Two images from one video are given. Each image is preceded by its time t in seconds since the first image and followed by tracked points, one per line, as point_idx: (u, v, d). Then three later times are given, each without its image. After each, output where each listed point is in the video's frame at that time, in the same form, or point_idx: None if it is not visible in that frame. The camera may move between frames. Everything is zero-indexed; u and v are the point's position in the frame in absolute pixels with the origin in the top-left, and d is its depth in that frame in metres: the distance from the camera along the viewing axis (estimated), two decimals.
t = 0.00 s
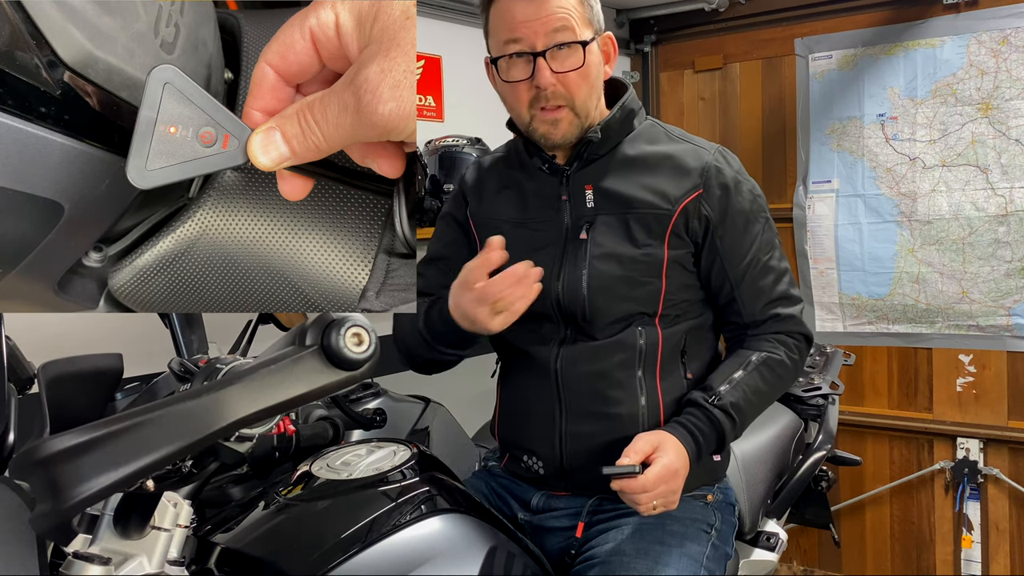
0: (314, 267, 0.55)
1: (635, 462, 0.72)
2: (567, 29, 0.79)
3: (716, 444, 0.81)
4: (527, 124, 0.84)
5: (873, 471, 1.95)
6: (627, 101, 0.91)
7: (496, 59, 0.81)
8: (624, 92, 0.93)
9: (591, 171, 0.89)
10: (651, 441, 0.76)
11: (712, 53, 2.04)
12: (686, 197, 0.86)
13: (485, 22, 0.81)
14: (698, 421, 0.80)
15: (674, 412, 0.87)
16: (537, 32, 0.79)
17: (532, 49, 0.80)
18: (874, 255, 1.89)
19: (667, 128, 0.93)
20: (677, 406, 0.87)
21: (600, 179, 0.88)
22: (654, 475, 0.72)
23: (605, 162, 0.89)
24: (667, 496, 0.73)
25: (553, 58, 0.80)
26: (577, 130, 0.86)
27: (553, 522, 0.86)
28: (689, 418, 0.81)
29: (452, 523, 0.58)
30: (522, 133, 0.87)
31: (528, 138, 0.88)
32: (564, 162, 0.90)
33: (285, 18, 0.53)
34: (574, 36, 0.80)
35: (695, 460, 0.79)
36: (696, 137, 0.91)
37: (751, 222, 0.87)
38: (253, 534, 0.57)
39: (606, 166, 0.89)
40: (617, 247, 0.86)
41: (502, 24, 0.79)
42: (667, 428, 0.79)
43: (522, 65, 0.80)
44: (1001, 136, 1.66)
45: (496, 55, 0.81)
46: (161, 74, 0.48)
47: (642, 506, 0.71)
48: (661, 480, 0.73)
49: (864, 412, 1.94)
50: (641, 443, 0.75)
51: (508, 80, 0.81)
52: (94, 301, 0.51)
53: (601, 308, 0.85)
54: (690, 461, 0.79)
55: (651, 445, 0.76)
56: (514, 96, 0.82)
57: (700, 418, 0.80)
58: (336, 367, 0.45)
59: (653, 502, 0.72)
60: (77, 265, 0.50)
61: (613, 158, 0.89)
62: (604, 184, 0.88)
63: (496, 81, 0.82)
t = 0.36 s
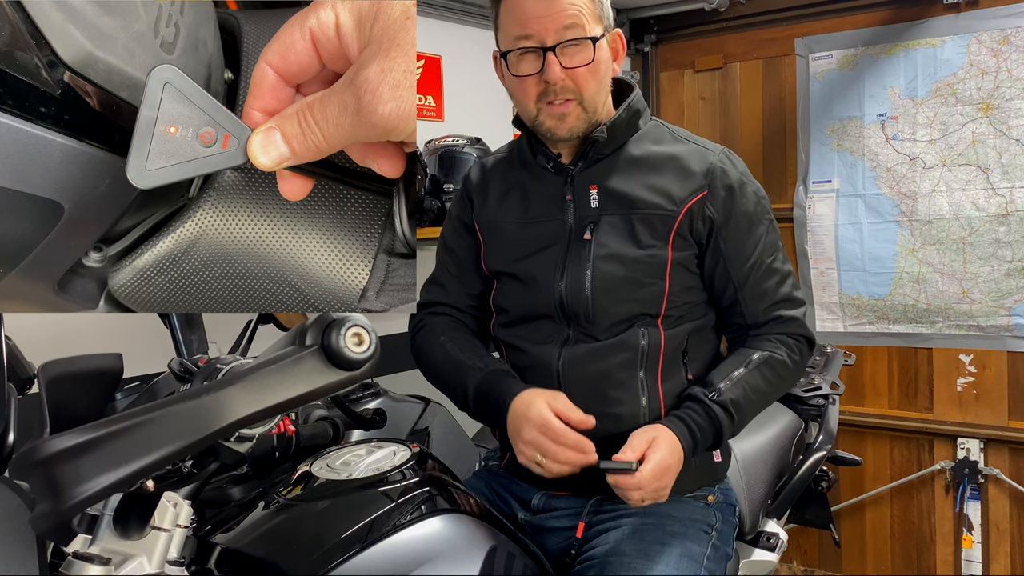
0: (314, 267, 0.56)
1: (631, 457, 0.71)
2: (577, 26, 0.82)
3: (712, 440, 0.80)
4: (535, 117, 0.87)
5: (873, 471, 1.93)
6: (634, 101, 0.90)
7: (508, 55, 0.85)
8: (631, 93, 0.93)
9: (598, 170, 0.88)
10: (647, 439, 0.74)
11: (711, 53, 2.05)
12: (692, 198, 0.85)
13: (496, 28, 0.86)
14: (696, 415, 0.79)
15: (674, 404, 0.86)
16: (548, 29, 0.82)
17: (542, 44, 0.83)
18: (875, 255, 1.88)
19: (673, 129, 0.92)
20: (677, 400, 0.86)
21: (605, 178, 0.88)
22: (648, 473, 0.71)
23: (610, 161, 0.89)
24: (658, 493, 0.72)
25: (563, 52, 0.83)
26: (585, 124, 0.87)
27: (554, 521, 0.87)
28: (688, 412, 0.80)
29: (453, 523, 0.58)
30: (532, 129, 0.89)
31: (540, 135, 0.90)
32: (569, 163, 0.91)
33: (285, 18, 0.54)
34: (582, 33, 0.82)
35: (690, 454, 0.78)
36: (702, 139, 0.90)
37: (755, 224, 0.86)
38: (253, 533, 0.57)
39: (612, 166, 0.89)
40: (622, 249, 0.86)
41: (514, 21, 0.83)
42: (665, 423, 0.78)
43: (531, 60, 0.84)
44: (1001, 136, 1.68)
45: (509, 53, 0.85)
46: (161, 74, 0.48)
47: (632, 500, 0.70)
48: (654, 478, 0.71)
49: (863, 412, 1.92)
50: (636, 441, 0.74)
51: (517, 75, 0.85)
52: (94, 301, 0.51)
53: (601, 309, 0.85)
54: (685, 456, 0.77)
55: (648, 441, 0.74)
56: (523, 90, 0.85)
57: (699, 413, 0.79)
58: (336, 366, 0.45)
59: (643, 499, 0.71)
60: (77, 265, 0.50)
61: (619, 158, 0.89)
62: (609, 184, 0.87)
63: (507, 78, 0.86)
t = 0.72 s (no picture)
0: (314, 267, 0.60)
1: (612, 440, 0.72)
2: (583, 28, 0.82)
3: (708, 430, 0.80)
4: (544, 122, 0.87)
5: (874, 471, 1.93)
6: (636, 103, 0.90)
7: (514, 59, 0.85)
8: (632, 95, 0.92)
9: (600, 173, 0.88)
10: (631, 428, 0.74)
11: (711, 53, 2.05)
12: (693, 202, 0.85)
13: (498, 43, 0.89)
14: (694, 404, 0.79)
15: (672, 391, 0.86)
16: (554, 31, 0.83)
17: (548, 47, 0.83)
18: (876, 255, 1.87)
19: (675, 130, 0.92)
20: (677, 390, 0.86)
21: (608, 183, 0.88)
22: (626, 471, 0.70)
23: (613, 164, 0.89)
24: (637, 477, 0.73)
25: (570, 53, 0.83)
26: (593, 126, 0.87)
27: (554, 521, 0.86)
28: (685, 399, 0.80)
29: (453, 523, 0.58)
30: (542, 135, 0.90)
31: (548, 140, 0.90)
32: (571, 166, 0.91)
33: (285, 18, 0.56)
34: (587, 34, 0.83)
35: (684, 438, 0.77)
36: (705, 141, 0.90)
37: (758, 226, 0.86)
38: (252, 534, 0.57)
39: (615, 169, 0.88)
40: (625, 251, 0.86)
41: (520, 26, 0.83)
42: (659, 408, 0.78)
43: (538, 63, 0.84)
44: (1001, 136, 1.69)
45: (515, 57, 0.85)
46: (161, 73, 0.49)
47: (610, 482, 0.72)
48: (628, 463, 0.72)
49: (864, 412, 1.92)
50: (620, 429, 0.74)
51: (524, 78, 0.85)
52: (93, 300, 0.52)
53: (601, 310, 0.85)
54: (677, 444, 0.77)
55: (632, 424, 0.75)
56: (530, 93, 0.86)
57: (696, 401, 0.79)
58: (336, 367, 0.44)
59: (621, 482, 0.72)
60: (77, 265, 0.51)
61: (622, 159, 0.89)
62: (614, 188, 0.87)
63: (514, 83, 0.87)
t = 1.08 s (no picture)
0: (314, 267, 0.61)
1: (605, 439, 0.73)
2: (581, 24, 0.83)
3: (707, 435, 0.80)
4: (541, 120, 0.87)
5: (874, 472, 1.92)
6: (635, 103, 0.90)
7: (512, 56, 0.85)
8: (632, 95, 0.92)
9: (599, 174, 0.88)
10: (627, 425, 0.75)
11: (712, 53, 2.05)
12: (692, 203, 0.85)
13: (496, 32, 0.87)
14: (692, 409, 0.79)
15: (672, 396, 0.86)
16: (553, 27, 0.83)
17: (546, 44, 0.83)
18: (876, 255, 1.87)
19: (674, 131, 0.92)
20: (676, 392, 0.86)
21: (608, 183, 0.88)
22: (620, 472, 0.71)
23: (612, 164, 0.88)
24: (631, 477, 0.73)
25: (568, 50, 0.83)
26: (592, 125, 0.87)
27: (554, 522, 0.86)
28: (683, 405, 0.80)
29: (453, 523, 0.58)
30: (540, 134, 0.90)
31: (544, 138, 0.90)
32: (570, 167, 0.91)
33: (285, 18, 0.57)
34: (586, 31, 0.83)
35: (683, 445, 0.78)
36: (705, 141, 0.90)
37: (757, 226, 0.85)
38: (251, 535, 0.57)
39: (614, 170, 0.88)
40: (623, 253, 0.86)
41: (519, 21, 0.83)
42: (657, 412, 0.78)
43: (536, 60, 0.84)
44: (1002, 136, 1.69)
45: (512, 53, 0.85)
46: (161, 74, 0.49)
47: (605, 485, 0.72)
48: (623, 462, 0.72)
49: (865, 412, 1.91)
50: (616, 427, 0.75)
51: (522, 75, 0.85)
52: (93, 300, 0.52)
53: (601, 312, 0.85)
54: (675, 449, 0.78)
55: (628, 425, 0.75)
56: (528, 90, 0.86)
57: (695, 407, 0.79)
58: (335, 367, 0.44)
59: (616, 484, 0.73)
60: (77, 265, 0.51)
61: (621, 160, 0.89)
62: (612, 189, 0.87)
63: (512, 79, 0.87)
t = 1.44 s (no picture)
0: (314, 267, 0.59)
1: (638, 500, 0.71)
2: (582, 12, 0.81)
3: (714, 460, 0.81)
4: (536, 106, 0.86)
5: (874, 472, 1.92)
6: (631, 102, 0.90)
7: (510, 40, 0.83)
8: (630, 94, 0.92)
9: (597, 174, 0.89)
10: (653, 471, 0.75)
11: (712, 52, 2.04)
12: (690, 203, 0.85)
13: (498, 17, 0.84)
14: (697, 438, 0.79)
15: (673, 427, 0.86)
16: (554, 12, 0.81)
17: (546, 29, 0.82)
18: (876, 255, 1.87)
19: (672, 130, 0.92)
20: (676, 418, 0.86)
21: (605, 183, 0.88)
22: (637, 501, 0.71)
23: (609, 164, 0.89)
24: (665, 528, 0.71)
25: (568, 38, 0.82)
26: (586, 114, 0.87)
27: (555, 523, 0.86)
28: (687, 436, 0.79)
29: (452, 523, 0.58)
30: (534, 120, 0.88)
31: (538, 126, 0.89)
32: (568, 166, 0.91)
33: (284, 18, 0.56)
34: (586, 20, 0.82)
35: (694, 477, 0.78)
36: (701, 141, 0.90)
37: (754, 228, 0.85)
38: (250, 536, 0.57)
39: (611, 170, 0.89)
40: (621, 254, 0.86)
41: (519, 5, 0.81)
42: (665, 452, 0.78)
43: (535, 45, 0.82)
44: (1002, 136, 1.69)
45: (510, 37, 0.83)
46: (161, 73, 0.49)
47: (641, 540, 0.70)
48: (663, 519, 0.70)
49: (866, 412, 1.91)
50: (642, 474, 0.74)
51: (520, 58, 0.83)
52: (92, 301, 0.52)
53: (599, 313, 0.85)
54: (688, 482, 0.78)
55: (652, 475, 0.74)
56: (525, 75, 0.84)
57: (699, 436, 0.79)
58: (335, 367, 0.44)
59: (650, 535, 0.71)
60: (77, 265, 0.51)
61: (619, 159, 0.89)
62: (609, 189, 0.87)
63: (508, 61, 0.84)
